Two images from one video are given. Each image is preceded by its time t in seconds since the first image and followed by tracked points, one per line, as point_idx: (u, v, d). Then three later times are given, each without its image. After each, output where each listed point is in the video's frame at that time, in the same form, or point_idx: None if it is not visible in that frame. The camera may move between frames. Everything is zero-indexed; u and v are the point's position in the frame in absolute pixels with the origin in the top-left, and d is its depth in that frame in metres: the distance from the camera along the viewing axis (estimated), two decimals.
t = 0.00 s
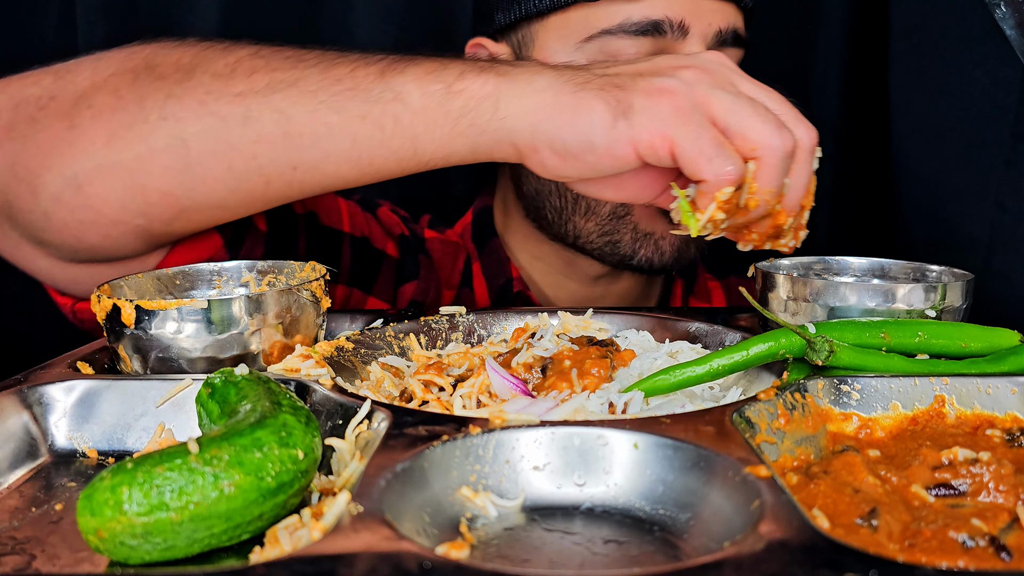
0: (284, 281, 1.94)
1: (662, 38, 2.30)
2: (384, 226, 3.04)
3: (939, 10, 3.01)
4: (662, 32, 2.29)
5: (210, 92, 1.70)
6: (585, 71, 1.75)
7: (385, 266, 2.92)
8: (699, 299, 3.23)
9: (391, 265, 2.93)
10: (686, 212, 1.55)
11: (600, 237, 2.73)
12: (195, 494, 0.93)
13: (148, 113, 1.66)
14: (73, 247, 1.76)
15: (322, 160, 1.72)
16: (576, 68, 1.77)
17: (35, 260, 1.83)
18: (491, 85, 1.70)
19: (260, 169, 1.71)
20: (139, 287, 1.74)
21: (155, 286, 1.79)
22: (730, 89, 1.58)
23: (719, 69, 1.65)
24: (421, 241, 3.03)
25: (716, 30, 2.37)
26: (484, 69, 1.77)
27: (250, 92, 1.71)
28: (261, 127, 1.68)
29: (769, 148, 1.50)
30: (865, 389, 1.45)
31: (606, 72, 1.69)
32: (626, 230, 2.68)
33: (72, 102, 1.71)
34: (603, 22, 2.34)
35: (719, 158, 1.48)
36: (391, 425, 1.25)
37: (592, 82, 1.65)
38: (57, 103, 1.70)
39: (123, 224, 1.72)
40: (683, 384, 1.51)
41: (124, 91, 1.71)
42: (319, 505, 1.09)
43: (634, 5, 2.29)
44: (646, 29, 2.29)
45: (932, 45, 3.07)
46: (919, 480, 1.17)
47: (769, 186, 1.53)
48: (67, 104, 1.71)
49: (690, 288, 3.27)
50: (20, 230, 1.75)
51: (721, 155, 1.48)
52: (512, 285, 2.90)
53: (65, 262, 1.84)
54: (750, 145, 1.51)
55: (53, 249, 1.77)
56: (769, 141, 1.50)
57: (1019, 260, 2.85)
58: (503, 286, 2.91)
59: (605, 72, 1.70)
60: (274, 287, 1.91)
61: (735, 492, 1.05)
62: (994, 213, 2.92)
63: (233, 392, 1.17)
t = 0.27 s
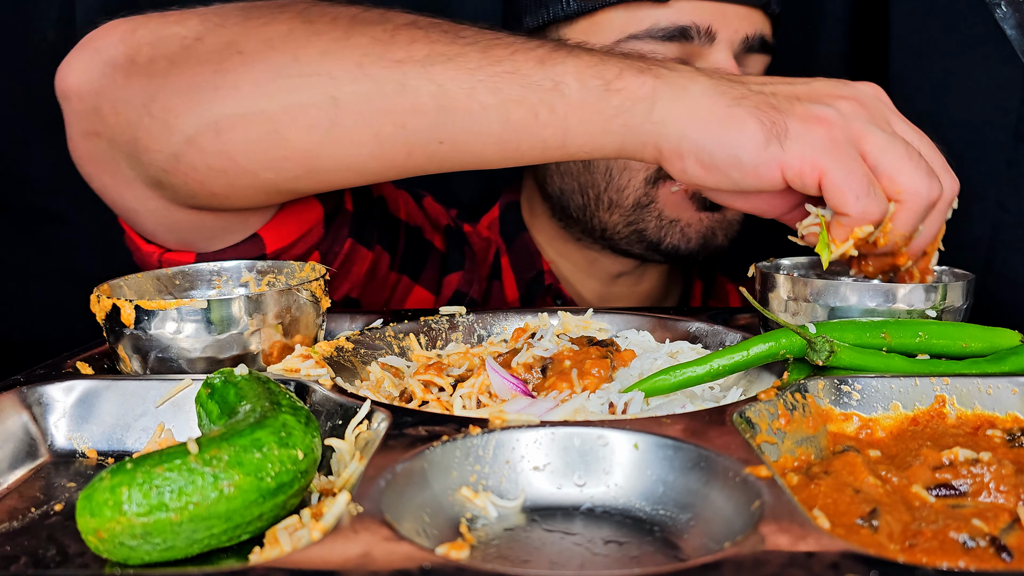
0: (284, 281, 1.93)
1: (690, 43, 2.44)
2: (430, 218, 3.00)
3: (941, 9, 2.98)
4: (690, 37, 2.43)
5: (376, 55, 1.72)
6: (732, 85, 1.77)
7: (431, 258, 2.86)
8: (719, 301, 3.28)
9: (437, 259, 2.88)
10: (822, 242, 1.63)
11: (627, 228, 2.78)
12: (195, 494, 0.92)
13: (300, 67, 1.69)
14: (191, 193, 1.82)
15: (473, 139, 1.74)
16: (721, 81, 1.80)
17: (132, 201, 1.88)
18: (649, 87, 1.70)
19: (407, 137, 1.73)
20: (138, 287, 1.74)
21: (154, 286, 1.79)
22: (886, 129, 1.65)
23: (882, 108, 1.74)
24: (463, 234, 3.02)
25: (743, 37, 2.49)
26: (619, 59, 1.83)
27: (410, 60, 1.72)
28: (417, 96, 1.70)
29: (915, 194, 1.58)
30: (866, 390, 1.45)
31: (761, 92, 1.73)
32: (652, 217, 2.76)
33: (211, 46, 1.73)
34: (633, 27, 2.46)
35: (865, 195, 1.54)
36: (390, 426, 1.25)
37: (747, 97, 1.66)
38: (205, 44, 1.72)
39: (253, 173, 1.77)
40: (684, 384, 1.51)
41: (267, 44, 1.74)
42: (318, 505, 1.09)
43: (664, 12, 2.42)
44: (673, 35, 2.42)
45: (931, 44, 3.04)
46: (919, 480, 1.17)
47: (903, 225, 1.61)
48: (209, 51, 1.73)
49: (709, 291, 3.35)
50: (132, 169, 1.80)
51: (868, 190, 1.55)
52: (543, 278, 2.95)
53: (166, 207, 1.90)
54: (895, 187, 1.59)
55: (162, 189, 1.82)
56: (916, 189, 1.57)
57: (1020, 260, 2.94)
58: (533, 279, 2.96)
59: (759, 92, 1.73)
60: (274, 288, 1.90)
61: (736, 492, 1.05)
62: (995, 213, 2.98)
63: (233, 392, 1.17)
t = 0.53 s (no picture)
0: (284, 281, 1.93)
1: (704, 44, 2.40)
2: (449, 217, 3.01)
3: (940, 9, 2.99)
4: (705, 38, 2.39)
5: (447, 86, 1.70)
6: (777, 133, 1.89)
7: (451, 258, 2.93)
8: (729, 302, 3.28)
9: (457, 259, 2.96)
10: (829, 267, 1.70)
11: (632, 235, 2.77)
12: (195, 494, 0.92)
13: (370, 90, 1.67)
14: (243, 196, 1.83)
15: (531, 174, 1.77)
16: (767, 127, 1.91)
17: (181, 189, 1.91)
18: (702, 138, 1.79)
19: (468, 168, 1.75)
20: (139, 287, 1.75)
21: (154, 286, 1.79)
22: (918, 191, 1.76)
23: (918, 166, 1.84)
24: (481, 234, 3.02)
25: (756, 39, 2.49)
26: (679, 105, 1.91)
27: (480, 95, 1.72)
28: (483, 130, 1.71)
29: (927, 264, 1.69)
30: (866, 390, 1.45)
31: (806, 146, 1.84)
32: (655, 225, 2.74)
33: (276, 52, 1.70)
34: (647, 28, 2.44)
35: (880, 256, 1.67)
36: (391, 425, 1.25)
37: (788, 151, 1.77)
38: (273, 53, 1.69)
39: (311, 194, 1.79)
40: (684, 384, 1.51)
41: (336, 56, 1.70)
42: (318, 505, 1.09)
43: (678, 13, 2.40)
44: (686, 35, 2.38)
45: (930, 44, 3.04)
46: (919, 480, 1.17)
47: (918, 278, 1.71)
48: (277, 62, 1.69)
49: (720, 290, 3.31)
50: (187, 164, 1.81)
51: (885, 251, 1.68)
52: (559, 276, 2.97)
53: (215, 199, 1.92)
54: (910, 254, 1.70)
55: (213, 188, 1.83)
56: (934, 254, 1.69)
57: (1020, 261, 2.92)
58: (549, 279, 2.98)
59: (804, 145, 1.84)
60: (274, 287, 1.90)
61: (736, 492, 1.05)
62: (993, 213, 2.98)
63: (233, 392, 1.17)
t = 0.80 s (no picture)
0: (284, 281, 1.93)
1: (695, 43, 2.40)
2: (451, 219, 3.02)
3: (939, 9, 2.99)
4: (695, 37, 2.39)
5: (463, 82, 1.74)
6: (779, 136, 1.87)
7: (455, 260, 2.94)
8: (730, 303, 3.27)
9: (461, 261, 2.96)
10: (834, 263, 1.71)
11: (634, 225, 2.72)
12: (195, 494, 0.92)
13: (379, 100, 1.72)
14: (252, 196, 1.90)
15: (539, 182, 1.77)
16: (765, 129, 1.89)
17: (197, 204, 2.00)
18: (704, 143, 1.78)
19: (476, 177, 1.78)
20: (138, 287, 1.74)
21: (154, 286, 1.79)
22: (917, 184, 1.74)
23: (914, 158, 1.83)
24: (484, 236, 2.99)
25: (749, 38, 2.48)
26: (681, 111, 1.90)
27: (486, 104, 1.75)
28: (492, 140, 1.74)
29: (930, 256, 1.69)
30: (866, 390, 1.45)
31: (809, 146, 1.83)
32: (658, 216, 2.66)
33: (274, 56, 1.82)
34: (638, 27, 2.46)
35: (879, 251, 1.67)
36: (391, 425, 1.25)
37: (786, 151, 1.77)
38: (280, 64, 1.78)
39: (321, 197, 1.82)
40: (684, 384, 1.51)
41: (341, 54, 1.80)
42: (318, 505, 1.09)
43: (670, 12, 2.40)
44: (678, 34, 2.38)
45: (930, 44, 3.04)
46: (919, 480, 1.17)
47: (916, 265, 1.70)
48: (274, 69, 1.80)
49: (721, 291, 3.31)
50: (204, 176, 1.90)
51: (885, 246, 1.67)
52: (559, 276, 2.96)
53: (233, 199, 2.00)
54: (912, 246, 1.70)
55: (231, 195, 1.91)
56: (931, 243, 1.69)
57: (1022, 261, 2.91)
58: (551, 279, 2.96)
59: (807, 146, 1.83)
60: (274, 287, 1.90)
61: (736, 492, 1.05)
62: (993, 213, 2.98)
63: (233, 392, 1.17)
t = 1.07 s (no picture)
0: (284, 281, 1.94)
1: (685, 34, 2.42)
2: (433, 223, 3.08)
3: (939, 8, 2.98)
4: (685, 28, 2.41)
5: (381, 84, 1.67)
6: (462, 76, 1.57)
7: (437, 263, 2.95)
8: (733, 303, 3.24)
9: (443, 263, 2.97)
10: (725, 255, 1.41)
11: (619, 222, 2.69)
12: (195, 494, 0.92)
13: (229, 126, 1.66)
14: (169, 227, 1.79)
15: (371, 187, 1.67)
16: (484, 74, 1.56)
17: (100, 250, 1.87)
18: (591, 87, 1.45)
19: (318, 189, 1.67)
20: (139, 287, 1.74)
21: (154, 286, 1.79)
22: (775, 131, 1.29)
23: (768, 106, 1.30)
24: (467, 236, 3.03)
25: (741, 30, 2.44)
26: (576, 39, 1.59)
27: (316, 114, 1.63)
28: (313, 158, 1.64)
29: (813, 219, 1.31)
30: (866, 390, 1.45)
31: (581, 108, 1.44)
32: (642, 214, 2.63)
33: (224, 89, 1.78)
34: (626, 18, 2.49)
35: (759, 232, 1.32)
36: (391, 425, 1.25)
37: (632, 138, 1.40)
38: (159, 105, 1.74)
39: (267, 207, 1.73)
40: (684, 384, 1.51)
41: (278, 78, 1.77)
42: (318, 505, 1.09)
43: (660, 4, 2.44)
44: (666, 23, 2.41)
45: (930, 44, 3.03)
46: (919, 480, 1.17)
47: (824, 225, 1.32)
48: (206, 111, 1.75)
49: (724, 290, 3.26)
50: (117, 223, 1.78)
51: (766, 226, 1.32)
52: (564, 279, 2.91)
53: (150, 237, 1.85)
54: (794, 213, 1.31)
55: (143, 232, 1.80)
56: (858, 172, 1.29)
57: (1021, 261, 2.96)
58: (555, 280, 2.90)
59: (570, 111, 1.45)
60: (274, 287, 1.90)
61: (736, 492, 1.05)
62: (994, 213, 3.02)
63: (233, 392, 1.17)
